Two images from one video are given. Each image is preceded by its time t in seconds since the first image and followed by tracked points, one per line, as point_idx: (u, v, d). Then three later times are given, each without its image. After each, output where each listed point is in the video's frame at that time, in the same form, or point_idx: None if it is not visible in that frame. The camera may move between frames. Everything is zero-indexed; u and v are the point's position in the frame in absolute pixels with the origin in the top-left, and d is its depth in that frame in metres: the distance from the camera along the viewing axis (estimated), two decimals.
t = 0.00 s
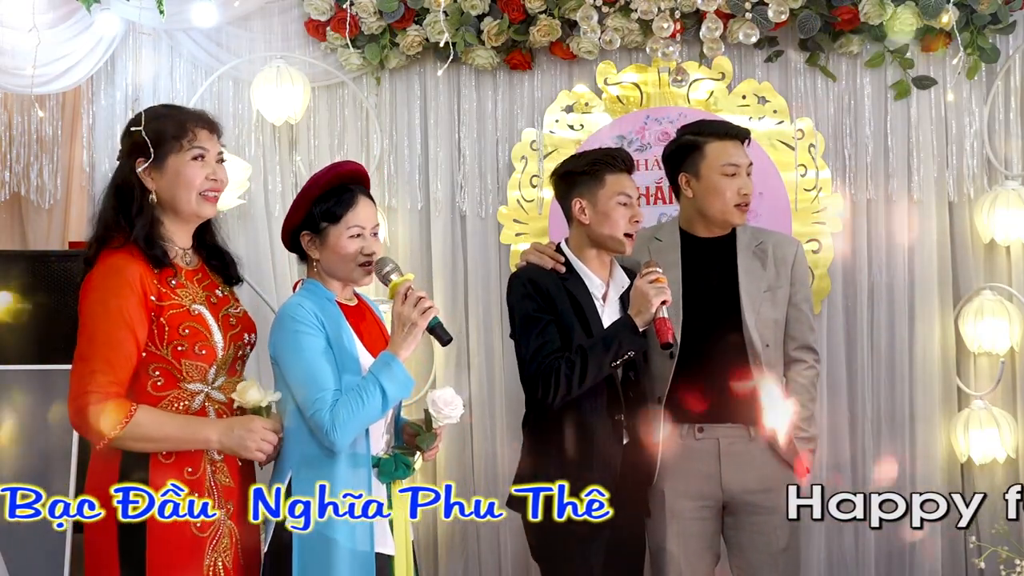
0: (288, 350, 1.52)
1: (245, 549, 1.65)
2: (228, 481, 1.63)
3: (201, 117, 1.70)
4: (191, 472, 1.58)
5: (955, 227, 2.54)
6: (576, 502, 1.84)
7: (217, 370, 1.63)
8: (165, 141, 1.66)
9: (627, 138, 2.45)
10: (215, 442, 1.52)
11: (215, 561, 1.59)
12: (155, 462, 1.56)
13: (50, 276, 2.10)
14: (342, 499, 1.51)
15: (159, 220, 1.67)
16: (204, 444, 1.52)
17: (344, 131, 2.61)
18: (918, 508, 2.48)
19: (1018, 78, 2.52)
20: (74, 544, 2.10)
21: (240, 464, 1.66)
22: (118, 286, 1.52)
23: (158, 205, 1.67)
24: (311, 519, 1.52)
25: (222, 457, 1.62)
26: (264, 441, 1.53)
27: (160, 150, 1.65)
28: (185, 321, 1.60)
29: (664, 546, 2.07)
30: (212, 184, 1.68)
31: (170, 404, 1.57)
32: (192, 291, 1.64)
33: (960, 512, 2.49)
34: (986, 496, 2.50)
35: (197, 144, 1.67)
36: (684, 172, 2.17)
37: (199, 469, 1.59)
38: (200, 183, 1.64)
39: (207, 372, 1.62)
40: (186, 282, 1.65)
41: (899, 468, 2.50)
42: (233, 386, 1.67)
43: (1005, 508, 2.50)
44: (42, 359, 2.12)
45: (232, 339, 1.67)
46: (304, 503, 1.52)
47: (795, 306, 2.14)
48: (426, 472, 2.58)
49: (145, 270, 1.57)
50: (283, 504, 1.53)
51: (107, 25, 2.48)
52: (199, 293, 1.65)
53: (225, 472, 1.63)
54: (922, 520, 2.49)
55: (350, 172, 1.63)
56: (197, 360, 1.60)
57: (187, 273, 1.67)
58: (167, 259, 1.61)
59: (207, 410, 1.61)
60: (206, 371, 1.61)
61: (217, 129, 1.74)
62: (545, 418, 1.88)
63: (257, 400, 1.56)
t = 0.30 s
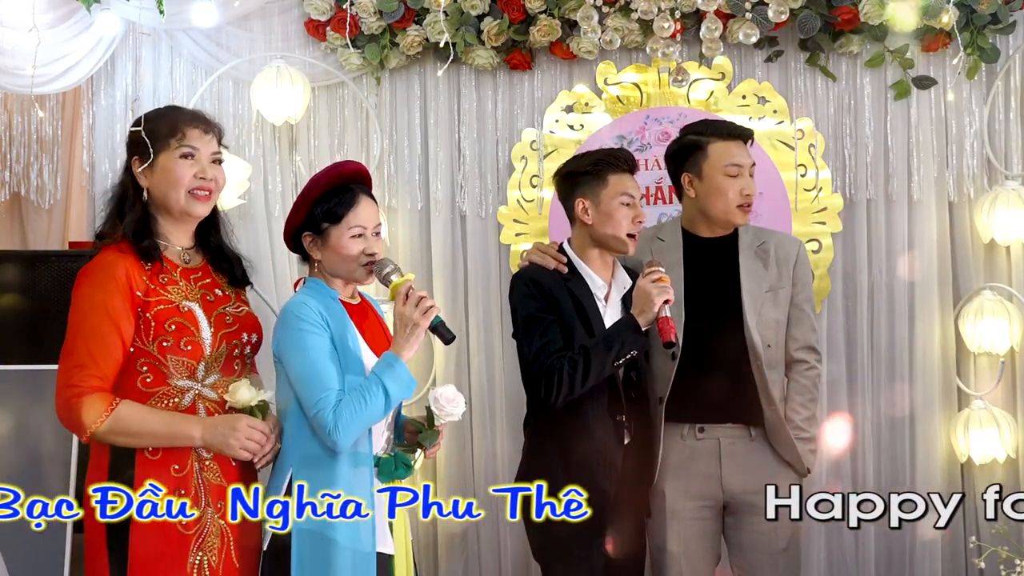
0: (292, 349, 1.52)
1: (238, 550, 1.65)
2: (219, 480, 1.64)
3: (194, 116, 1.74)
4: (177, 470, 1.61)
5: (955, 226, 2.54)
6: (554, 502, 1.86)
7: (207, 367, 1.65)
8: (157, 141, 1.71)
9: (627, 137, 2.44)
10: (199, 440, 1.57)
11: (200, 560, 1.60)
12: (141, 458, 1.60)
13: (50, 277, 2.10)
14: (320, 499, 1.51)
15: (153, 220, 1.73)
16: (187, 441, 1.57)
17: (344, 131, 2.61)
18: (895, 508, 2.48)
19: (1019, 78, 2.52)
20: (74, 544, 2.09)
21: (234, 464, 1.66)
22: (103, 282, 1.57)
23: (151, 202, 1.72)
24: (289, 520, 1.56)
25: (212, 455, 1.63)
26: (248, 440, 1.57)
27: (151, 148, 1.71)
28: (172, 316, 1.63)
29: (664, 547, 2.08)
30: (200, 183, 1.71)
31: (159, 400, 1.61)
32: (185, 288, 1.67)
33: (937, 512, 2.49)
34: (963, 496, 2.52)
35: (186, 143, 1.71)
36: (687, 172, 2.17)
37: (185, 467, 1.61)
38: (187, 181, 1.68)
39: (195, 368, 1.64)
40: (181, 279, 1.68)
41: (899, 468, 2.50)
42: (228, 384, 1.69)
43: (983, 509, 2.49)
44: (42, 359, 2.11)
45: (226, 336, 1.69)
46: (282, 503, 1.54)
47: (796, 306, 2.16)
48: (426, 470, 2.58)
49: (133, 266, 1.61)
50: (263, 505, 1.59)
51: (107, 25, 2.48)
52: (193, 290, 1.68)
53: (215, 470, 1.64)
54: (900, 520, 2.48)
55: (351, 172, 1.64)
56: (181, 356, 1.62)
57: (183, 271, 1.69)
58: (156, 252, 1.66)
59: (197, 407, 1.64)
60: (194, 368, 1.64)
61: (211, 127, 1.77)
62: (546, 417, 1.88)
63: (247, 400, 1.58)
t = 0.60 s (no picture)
0: (293, 352, 1.52)
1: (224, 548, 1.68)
2: (205, 477, 1.66)
3: (198, 117, 1.76)
4: (161, 465, 1.64)
5: (955, 226, 2.54)
6: (532, 502, 1.89)
7: (195, 364, 1.67)
8: (161, 142, 1.74)
9: (627, 137, 2.45)
10: (178, 434, 1.59)
11: (183, 556, 1.64)
12: (128, 453, 1.64)
13: (50, 276, 2.09)
14: (297, 499, 1.53)
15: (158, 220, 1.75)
16: (165, 436, 1.60)
17: (344, 131, 2.61)
18: (874, 508, 2.49)
19: (1018, 78, 2.52)
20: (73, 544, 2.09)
21: (223, 463, 1.68)
22: (95, 278, 1.62)
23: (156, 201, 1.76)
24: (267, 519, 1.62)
25: (197, 453, 1.65)
26: (227, 438, 1.59)
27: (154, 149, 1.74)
28: (161, 312, 1.66)
29: (663, 547, 2.08)
30: (201, 183, 1.73)
31: (150, 395, 1.66)
32: (180, 285, 1.69)
33: (916, 512, 2.48)
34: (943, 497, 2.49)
35: (188, 144, 1.73)
36: (686, 173, 2.17)
37: (169, 463, 1.64)
38: (186, 181, 1.70)
39: (183, 364, 1.67)
40: (178, 276, 1.70)
41: (899, 468, 2.50)
42: (220, 382, 1.70)
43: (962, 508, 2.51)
44: (41, 359, 2.11)
45: (218, 334, 1.70)
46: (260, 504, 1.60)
47: (794, 307, 2.15)
48: (426, 472, 2.58)
49: (128, 262, 1.65)
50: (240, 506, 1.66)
51: (107, 25, 2.48)
52: (190, 288, 1.70)
53: (202, 467, 1.66)
54: (879, 520, 2.50)
55: (351, 173, 1.63)
56: (167, 351, 1.65)
57: (183, 269, 1.72)
58: (154, 247, 1.70)
59: (185, 404, 1.67)
60: (181, 364, 1.67)
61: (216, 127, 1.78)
62: (548, 415, 1.87)
63: (241, 398, 1.56)
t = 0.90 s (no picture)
0: (297, 353, 1.52)
1: (212, 546, 1.67)
2: (192, 475, 1.66)
3: (208, 119, 1.75)
4: (147, 462, 1.66)
5: (955, 226, 2.54)
6: (513, 502, 1.95)
7: (185, 363, 1.68)
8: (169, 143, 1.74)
9: (627, 137, 2.44)
10: (159, 432, 1.60)
11: (168, 553, 1.64)
12: (119, 449, 1.66)
13: (49, 277, 2.09)
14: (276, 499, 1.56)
15: (167, 221, 1.77)
16: (148, 434, 1.60)
17: (344, 131, 2.61)
18: (852, 508, 2.49)
19: (1019, 78, 2.52)
20: (73, 544, 2.10)
21: (214, 463, 1.67)
22: (93, 274, 1.65)
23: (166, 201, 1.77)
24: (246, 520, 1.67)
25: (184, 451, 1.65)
26: (202, 438, 1.59)
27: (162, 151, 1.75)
28: (154, 309, 1.67)
29: (659, 548, 2.13)
30: (206, 184, 1.72)
31: (142, 392, 1.67)
32: (179, 284, 1.70)
33: (894, 512, 2.49)
34: (922, 497, 2.49)
35: (196, 145, 1.73)
36: (682, 172, 2.17)
37: (155, 460, 1.65)
38: (193, 181, 1.69)
39: (172, 362, 1.68)
40: (177, 276, 1.71)
41: (899, 469, 2.50)
42: (211, 382, 1.69)
43: (940, 508, 2.49)
44: (41, 360, 2.10)
45: (209, 333, 1.70)
46: (239, 503, 1.66)
47: (789, 307, 2.20)
48: (426, 475, 2.60)
49: (125, 260, 1.68)
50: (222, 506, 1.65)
51: (107, 25, 2.48)
52: (188, 287, 1.71)
53: (190, 466, 1.66)
54: (857, 520, 2.50)
55: (351, 176, 1.63)
56: (156, 348, 1.66)
57: (184, 269, 1.72)
58: (155, 246, 1.72)
59: (174, 402, 1.67)
60: (169, 361, 1.67)
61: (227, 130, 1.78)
62: (549, 415, 1.87)
63: (234, 394, 1.56)
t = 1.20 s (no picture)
0: (301, 353, 1.52)
1: (206, 546, 1.67)
2: (187, 476, 1.66)
3: (214, 121, 1.75)
4: (142, 461, 1.66)
5: (955, 226, 2.54)
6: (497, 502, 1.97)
7: (181, 363, 1.68)
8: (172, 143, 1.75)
9: (627, 137, 2.44)
10: (153, 432, 1.60)
11: (162, 551, 1.65)
12: (114, 448, 1.67)
13: (50, 276, 2.10)
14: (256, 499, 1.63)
15: (169, 222, 1.77)
16: (141, 433, 1.60)
17: (344, 131, 2.61)
18: (831, 508, 2.45)
19: (1018, 78, 2.52)
20: (73, 544, 2.08)
21: (208, 464, 1.67)
22: (92, 273, 1.67)
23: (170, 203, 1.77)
24: (225, 520, 1.67)
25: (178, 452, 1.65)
26: (195, 439, 1.59)
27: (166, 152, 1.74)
28: (151, 309, 1.67)
29: (656, 549, 2.13)
30: (209, 185, 1.72)
31: (139, 391, 1.68)
32: (178, 284, 1.70)
33: (872, 512, 2.48)
34: (899, 497, 2.48)
35: (200, 147, 1.73)
36: (679, 173, 2.17)
37: (150, 459, 1.65)
38: (197, 183, 1.69)
39: (168, 361, 1.67)
40: (176, 275, 1.71)
41: (899, 468, 2.50)
42: (207, 382, 1.69)
43: (918, 509, 2.48)
44: (41, 360, 2.10)
45: (206, 334, 1.69)
46: (218, 503, 1.66)
47: (784, 309, 2.19)
48: (426, 473, 2.57)
49: (124, 260, 1.69)
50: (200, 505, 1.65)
51: (107, 25, 2.48)
52: (186, 287, 1.71)
53: (185, 466, 1.66)
54: (836, 519, 2.47)
55: (354, 175, 1.62)
56: (152, 348, 1.66)
57: (184, 269, 1.72)
58: (156, 246, 1.72)
59: (169, 402, 1.67)
60: (166, 361, 1.67)
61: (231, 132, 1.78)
62: (548, 414, 1.87)
63: (226, 395, 1.57)
